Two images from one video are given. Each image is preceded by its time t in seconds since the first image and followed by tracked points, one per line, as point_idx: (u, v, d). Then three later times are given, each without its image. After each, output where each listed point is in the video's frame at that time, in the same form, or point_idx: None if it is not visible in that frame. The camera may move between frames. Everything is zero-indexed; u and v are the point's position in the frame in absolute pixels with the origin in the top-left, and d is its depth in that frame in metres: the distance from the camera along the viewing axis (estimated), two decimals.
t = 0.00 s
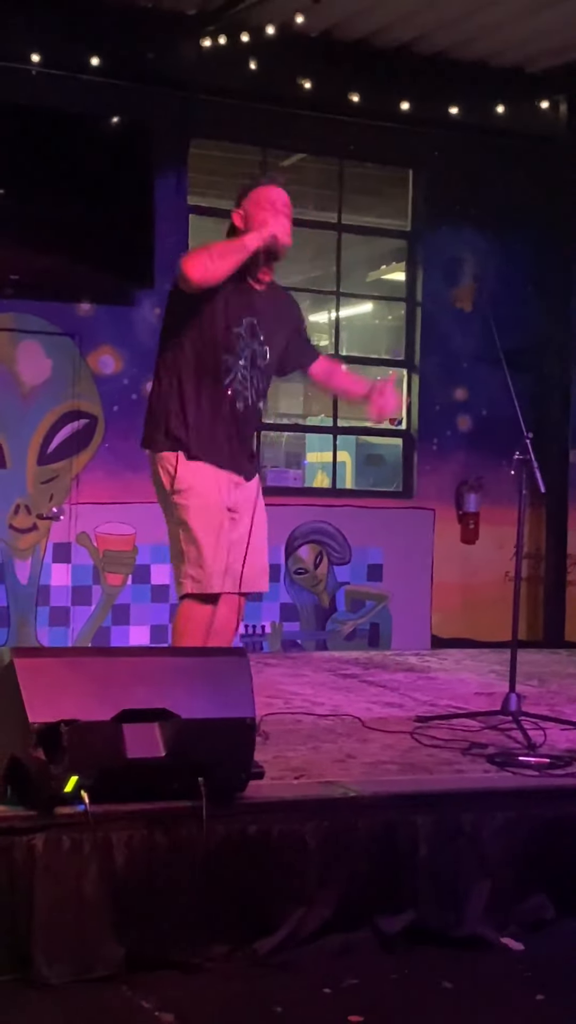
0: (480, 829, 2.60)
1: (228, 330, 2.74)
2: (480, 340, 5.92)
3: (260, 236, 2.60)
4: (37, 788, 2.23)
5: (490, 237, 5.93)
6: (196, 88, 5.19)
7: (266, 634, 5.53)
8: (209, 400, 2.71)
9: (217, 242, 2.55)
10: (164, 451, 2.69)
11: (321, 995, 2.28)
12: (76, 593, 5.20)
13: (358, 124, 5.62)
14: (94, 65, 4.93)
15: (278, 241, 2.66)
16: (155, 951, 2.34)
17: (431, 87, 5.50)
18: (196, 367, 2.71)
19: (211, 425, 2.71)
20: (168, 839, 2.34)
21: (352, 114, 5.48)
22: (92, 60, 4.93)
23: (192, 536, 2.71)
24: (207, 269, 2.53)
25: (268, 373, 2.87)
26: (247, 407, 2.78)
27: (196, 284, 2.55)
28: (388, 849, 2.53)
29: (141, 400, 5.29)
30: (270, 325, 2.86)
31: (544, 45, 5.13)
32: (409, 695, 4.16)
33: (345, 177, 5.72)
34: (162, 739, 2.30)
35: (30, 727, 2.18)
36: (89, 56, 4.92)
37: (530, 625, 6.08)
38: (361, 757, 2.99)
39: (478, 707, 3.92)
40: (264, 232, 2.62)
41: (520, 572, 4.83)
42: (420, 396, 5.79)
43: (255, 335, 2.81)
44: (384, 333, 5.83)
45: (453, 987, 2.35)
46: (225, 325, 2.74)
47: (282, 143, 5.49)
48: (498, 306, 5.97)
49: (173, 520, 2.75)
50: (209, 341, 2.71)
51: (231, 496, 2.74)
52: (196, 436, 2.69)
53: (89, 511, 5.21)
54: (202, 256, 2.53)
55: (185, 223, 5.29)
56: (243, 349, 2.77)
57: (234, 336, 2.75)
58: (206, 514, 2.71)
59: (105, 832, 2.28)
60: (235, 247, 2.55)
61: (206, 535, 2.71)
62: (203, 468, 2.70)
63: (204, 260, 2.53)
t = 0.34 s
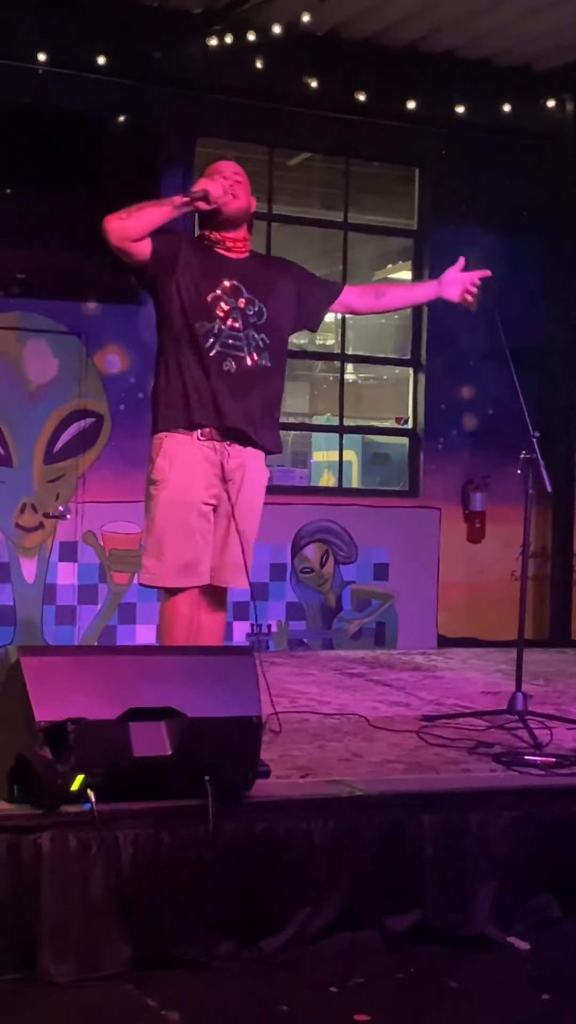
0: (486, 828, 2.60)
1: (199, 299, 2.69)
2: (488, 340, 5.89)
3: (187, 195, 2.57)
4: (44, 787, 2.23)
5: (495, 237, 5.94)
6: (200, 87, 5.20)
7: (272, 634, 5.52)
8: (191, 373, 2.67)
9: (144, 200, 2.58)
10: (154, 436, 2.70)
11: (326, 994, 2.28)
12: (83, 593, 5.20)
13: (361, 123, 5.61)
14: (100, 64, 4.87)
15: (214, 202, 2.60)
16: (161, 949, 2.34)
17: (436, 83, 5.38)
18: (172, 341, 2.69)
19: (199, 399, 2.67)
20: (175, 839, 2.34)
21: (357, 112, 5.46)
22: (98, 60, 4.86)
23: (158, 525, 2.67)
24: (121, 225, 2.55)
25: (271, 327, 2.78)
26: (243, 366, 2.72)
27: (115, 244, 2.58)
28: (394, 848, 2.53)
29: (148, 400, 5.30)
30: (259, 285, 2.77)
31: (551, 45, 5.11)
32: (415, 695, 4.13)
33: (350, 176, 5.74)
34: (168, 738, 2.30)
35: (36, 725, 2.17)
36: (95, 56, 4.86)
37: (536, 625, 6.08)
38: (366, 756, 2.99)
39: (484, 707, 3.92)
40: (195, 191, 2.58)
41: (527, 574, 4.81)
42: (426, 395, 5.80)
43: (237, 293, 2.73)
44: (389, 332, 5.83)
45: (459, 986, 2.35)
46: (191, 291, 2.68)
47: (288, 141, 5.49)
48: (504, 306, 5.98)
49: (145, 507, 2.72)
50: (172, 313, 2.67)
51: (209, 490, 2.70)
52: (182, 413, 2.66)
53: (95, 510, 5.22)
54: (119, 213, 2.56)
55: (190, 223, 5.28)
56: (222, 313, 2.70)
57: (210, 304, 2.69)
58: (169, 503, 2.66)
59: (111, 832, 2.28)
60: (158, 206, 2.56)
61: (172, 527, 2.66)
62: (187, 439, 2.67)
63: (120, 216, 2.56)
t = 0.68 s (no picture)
0: (495, 827, 2.59)
1: (185, 298, 2.82)
2: (495, 338, 5.92)
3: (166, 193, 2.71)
4: (52, 784, 2.23)
5: (504, 237, 5.94)
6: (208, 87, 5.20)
7: (280, 632, 5.52)
8: (180, 370, 2.81)
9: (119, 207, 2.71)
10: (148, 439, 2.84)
11: (334, 993, 2.28)
12: (91, 593, 5.21)
13: (369, 123, 5.61)
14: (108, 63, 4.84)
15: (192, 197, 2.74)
16: (169, 947, 2.34)
17: (446, 82, 5.39)
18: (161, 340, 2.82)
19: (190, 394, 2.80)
20: (183, 837, 2.34)
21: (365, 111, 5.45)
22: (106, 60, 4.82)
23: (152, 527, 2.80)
24: (105, 231, 2.67)
25: (258, 328, 2.92)
26: (230, 364, 2.85)
27: (103, 251, 2.69)
28: (403, 846, 2.52)
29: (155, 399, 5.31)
30: (245, 284, 2.91)
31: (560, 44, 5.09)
32: (424, 695, 4.10)
33: (358, 175, 5.75)
34: (177, 734, 2.30)
35: (45, 725, 2.18)
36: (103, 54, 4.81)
37: (546, 624, 6.06)
38: (374, 755, 2.99)
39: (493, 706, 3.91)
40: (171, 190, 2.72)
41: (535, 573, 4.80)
42: (434, 394, 5.79)
43: (224, 292, 2.87)
44: (397, 331, 5.82)
45: (467, 985, 2.34)
46: (176, 290, 2.82)
47: (297, 140, 5.50)
48: (511, 306, 5.97)
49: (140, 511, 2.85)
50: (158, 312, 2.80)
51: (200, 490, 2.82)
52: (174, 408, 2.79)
53: (103, 509, 5.22)
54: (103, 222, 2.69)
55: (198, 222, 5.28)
56: (207, 310, 2.84)
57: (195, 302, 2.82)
58: (160, 504, 2.79)
59: (120, 829, 2.29)
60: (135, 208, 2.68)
61: (164, 528, 2.79)
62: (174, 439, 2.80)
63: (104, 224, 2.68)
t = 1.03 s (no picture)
0: (502, 827, 2.59)
1: (191, 298, 2.84)
2: (502, 338, 5.91)
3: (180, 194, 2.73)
4: (60, 784, 2.23)
5: (511, 236, 5.93)
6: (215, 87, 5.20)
7: (288, 630, 5.54)
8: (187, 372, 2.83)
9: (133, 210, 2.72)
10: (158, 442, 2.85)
11: (342, 992, 2.28)
12: (98, 591, 5.20)
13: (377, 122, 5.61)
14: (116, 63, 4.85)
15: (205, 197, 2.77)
16: (175, 945, 2.34)
17: (453, 82, 5.39)
18: (168, 342, 2.84)
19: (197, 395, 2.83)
20: (190, 836, 2.34)
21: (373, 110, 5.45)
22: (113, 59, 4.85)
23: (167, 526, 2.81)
24: (125, 235, 2.68)
25: (256, 332, 2.97)
26: (234, 366, 2.89)
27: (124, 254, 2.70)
28: (410, 845, 2.52)
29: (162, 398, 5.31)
30: (247, 286, 2.95)
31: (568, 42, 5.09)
32: (431, 695, 4.08)
33: (366, 174, 5.74)
34: (185, 734, 2.31)
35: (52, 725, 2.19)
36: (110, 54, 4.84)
37: (553, 624, 6.06)
38: (382, 755, 2.98)
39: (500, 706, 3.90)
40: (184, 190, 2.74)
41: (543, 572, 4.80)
42: (442, 393, 5.78)
43: (228, 295, 2.90)
44: (405, 330, 5.83)
45: (475, 984, 2.34)
46: (183, 291, 2.84)
47: (305, 139, 5.51)
48: (519, 305, 5.96)
49: (152, 510, 2.86)
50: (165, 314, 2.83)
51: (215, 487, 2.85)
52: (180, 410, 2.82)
53: (111, 508, 5.22)
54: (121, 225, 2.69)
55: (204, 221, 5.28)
56: (213, 311, 2.87)
57: (201, 303, 2.85)
58: (175, 503, 2.81)
59: (128, 828, 2.29)
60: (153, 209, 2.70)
61: (179, 527, 2.80)
62: (185, 440, 2.82)
63: (122, 228, 2.69)
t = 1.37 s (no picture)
0: (510, 827, 2.58)
1: (212, 301, 2.84)
2: (508, 338, 5.90)
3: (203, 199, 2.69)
4: (67, 785, 2.23)
5: (518, 236, 5.92)
6: (222, 87, 5.20)
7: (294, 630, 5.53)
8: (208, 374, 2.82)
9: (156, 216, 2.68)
10: (174, 442, 2.84)
11: (348, 992, 2.27)
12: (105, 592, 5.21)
13: (382, 122, 5.61)
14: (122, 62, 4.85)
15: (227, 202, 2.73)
16: (182, 945, 2.34)
17: (458, 82, 5.38)
18: (188, 344, 2.83)
19: (218, 399, 2.82)
20: (197, 837, 2.34)
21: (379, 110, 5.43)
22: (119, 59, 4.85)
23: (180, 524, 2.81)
24: (150, 241, 2.64)
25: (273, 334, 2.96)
26: (254, 369, 2.89)
27: (147, 261, 2.67)
28: (417, 846, 2.52)
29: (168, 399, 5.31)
30: (265, 286, 2.94)
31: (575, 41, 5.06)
32: (438, 695, 4.09)
33: (373, 174, 5.74)
34: (192, 735, 2.30)
35: (60, 724, 2.18)
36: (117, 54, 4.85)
37: (558, 624, 6.05)
38: (389, 755, 2.98)
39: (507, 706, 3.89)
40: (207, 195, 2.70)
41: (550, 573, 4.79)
42: (448, 394, 5.79)
43: (248, 297, 2.90)
44: (412, 330, 5.82)
45: (481, 985, 2.34)
46: (203, 293, 2.83)
47: (312, 139, 5.51)
48: (525, 305, 5.95)
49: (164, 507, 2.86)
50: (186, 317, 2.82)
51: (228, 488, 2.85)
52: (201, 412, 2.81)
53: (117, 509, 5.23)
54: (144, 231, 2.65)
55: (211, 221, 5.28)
56: (234, 312, 2.86)
57: (222, 305, 2.84)
58: (190, 503, 2.80)
59: (135, 828, 2.29)
60: (176, 214, 2.66)
61: (193, 526, 2.80)
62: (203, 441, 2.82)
63: (146, 234, 2.65)
